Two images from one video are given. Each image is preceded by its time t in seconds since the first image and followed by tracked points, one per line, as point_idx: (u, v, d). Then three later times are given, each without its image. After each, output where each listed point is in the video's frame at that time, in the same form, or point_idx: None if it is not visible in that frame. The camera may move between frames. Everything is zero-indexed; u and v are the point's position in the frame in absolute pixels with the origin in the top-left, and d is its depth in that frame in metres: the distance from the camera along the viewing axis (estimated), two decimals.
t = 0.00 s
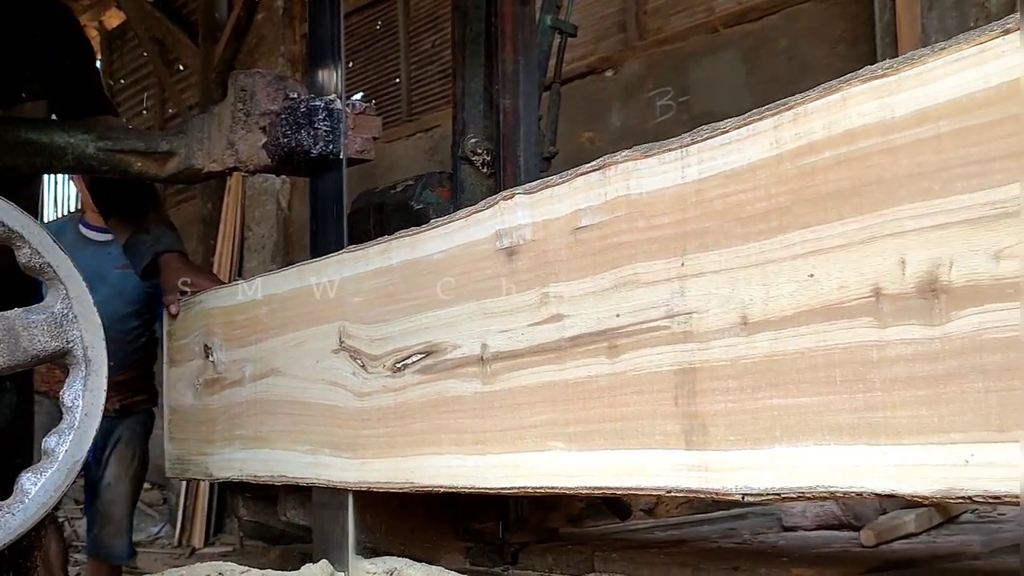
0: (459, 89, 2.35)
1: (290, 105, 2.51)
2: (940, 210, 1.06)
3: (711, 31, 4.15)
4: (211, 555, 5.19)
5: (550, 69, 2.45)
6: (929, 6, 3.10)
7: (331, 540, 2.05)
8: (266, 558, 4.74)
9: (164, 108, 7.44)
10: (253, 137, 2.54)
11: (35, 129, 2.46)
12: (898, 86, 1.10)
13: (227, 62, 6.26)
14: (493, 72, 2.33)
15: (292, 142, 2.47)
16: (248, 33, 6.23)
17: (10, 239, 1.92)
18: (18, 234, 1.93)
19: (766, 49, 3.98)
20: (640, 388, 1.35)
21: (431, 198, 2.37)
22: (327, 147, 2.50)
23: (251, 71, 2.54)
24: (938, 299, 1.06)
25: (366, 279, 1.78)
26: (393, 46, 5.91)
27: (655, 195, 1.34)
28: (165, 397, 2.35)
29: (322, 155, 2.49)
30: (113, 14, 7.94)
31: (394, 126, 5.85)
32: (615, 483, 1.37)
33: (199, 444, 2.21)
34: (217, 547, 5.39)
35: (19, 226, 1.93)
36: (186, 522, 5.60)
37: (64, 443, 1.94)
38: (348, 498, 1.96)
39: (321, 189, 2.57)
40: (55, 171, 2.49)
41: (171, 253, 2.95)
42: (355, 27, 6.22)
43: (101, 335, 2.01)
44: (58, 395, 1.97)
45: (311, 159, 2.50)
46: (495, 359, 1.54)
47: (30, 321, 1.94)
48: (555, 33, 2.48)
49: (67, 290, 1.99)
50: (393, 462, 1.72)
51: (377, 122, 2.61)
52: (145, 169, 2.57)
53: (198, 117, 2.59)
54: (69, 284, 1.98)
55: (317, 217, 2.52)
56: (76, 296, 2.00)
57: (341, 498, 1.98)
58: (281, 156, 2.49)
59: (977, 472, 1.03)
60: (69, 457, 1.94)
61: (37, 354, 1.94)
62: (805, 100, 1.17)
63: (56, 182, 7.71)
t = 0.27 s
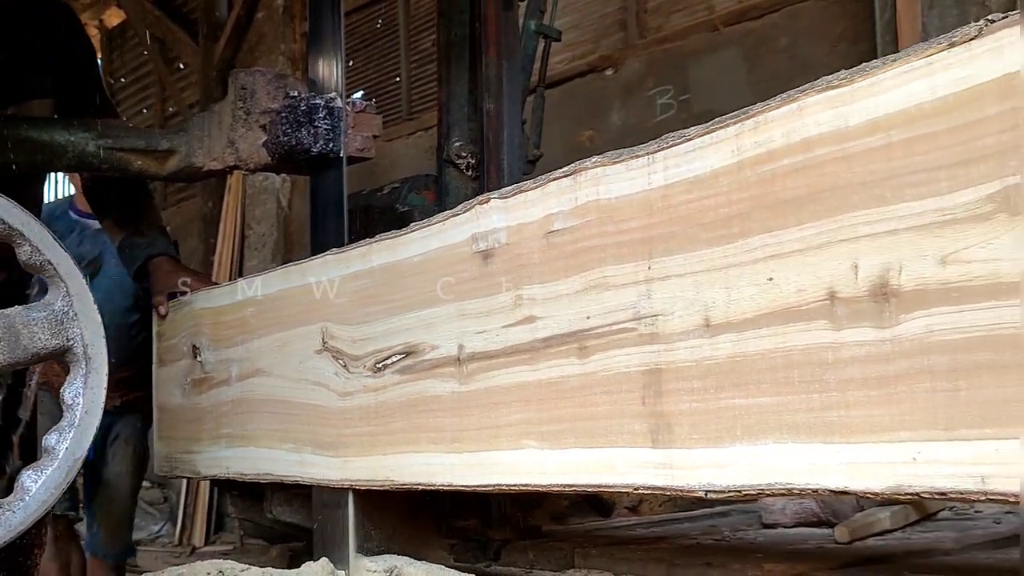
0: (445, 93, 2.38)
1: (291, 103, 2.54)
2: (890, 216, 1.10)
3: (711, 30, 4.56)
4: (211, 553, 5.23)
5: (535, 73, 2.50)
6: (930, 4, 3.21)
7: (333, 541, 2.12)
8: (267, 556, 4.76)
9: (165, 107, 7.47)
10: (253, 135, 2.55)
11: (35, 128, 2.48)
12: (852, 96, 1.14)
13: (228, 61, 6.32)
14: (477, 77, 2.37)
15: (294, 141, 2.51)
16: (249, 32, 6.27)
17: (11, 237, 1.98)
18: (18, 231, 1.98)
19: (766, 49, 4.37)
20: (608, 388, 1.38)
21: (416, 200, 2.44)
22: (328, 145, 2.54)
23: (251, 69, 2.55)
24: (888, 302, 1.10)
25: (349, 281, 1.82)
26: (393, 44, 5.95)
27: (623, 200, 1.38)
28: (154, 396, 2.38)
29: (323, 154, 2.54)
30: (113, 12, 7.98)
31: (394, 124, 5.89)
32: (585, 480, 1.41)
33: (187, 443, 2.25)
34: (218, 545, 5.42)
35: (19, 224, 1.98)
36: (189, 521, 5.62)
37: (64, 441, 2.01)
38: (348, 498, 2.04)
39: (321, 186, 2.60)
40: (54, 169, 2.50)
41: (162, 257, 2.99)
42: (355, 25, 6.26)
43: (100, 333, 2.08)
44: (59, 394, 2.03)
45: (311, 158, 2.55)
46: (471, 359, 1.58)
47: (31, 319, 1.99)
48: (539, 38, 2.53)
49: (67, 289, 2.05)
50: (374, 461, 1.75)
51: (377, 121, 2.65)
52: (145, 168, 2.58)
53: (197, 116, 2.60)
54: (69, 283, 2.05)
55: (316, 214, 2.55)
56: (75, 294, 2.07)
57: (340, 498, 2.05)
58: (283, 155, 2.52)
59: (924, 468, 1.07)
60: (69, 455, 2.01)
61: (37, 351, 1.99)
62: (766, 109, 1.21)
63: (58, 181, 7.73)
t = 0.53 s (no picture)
0: (429, 98, 2.43)
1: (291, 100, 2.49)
2: (845, 221, 1.14)
3: (712, 28, 4.58)
4: (210, 552, 5.25)
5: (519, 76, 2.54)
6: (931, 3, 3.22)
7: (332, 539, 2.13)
8: (264, 554, 4.78)
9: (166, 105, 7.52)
10: (255, 133, 2.51)
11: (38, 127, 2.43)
12: (810, 105, 1.18)
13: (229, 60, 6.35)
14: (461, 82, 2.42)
15: (294, 139, 2.47)
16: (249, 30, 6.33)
17: (10, 233, 1.91)
18: (17, 228, 1.92)
19: (766, 48, 4.38)
20: (578, 388, 1.42)
21: (401, 203, 2.49)
22: (329, 144, 2.51)
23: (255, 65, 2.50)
24: (843, 305, 1.14)
25: (331, 283, 1.85)
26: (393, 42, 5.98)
27: (593, 205, 1.42)
28: (144, 395, 2.42)
29: (324, 152, 2.51)
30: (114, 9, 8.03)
31: (394, 123, 5.96)
32: (556, 478, 1.44)
33: (176, 441, 2.29)
34: (218, 543, 5.46)
35: (19, 221, 1.92)
36: (189, 518, 5.65)
37: (64, 439, 1.95)
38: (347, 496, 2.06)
39: (324, 185, 2.59)
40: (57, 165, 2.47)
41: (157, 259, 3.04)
42: (356, 24, 6.30)
43: (100, 330, 2.02)
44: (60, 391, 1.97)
45: (311, 156, 2.51)
46: (448, 359, 1.62)
47: (30, 316, 1.93)
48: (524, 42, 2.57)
49: (68, 286, 1.98)
50: (355, 459, 1.79)
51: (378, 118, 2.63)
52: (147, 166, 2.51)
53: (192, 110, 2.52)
54: (70, 280, 1.98)
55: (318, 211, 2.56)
56: (76, 292, 2.00)
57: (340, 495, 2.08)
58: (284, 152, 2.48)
59: (876, 466, 1.11)
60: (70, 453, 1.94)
61: (37, 349, 1.93)
62: (727, 118, 1.24)
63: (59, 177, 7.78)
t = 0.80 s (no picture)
0: (414, 103, 2.48)
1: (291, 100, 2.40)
2: (801, 229, 1.18)
3: (712, 29, 4.79)
4: (208, 552, 5.27)
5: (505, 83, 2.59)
6: (932, 2, 3.32)
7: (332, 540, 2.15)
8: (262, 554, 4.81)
9: (166, 106, 7.59)
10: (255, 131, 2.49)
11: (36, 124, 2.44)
12: (767, 116, 1.22)
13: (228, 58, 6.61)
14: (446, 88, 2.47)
15: (292, 141, 2.38)
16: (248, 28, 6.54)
17: (11, 234, 1.94)
18: (18, 229, 1.94)
19: (767, 47, 4.56)
20: (550, 390, 1.46)
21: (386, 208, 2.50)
22: (329, 144, 2.41)
23: (252, 66, 2.55)
24: (799, 310, 1.18)
25: (314, 286, 1.89)
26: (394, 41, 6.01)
27: (564, 211, 1.45)
28: (134, 396, 2.46)
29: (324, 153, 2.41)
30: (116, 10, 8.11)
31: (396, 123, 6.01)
32: (529, 477, 1.48)
33: (165, 441, 2.33)
34: (218, 543, 5.49)
35: (19, 221, 1.94)
36: (189, 518, 5.67)
37: (64, 438, 1.98)
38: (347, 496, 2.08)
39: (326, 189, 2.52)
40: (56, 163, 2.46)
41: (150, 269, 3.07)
42: (358, 24, 6.30)
43: (101, 329, 2.04)
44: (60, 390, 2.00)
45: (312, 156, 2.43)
46: (426, 361, 1.66)
47: (30, 316, 1.96)
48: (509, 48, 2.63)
49: (68, 286, 2.01)
50: (337, 459, 1.83)
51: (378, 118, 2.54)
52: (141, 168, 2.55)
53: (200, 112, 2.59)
54: (70, 280, 2.01)
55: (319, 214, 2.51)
56: (76, 291, 2.02)
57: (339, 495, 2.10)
58: (283, 154, 2.41)
59: (830, 464, 1.15)
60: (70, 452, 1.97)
61: (38, 349, 1.96)
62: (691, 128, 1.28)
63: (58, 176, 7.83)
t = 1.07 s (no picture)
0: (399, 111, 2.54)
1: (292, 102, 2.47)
2: (758, 238, 1.22)
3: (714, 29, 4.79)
4: (210, 553, 5.31)
5: (490, 89, 2.68)
6: (932, 5, 3.26)
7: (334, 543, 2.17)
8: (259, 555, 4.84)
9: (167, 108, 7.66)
10: (254, 130, 2.54)
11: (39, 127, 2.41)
12: (727, 130, 1.26)
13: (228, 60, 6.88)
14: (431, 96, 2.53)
15: (294, 142, 2.45)
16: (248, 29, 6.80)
17: (13, 236, 1.89)
18: (20, 231, 1.89)
19: (768, 48, 4.57)
20: (522, 393, 1.50)
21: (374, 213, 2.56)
22: (329, 145, 2.47)
23: (252, 70, 2.64)
24: (756, 317, 1.22)
25: (298, 291, 1.93)
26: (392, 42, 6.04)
27: (536, 220, 1.49)
28: (125, 399, 2.50)
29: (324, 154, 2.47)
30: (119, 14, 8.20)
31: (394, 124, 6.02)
32: (502, 478, 1.52)
33: (155, 443, 2.37)
34: (219, 544, 5.53)
35: (20, 223, 1.89)
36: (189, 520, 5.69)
37: (66, 441, 1.93)
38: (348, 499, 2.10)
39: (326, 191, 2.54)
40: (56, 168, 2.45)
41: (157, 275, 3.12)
42: (358, 25, 6.41)
43: (102, 331, 1.99)
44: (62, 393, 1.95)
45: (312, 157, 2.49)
46: (405, 365, 1.70)
47: (33, 317, 1.91)
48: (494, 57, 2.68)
49: (70, 289, 1.96)
50: (320, 460, 1.87)
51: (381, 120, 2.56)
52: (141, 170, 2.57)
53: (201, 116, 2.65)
54: (72, 282, 1.96)
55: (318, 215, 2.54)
56: (78, 293, 1.97)
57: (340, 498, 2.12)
58: (284, 155, 2.47)
59: (787, 466, 1.19)
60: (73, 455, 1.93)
61: (39, 350, 1.91)
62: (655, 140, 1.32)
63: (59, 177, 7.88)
